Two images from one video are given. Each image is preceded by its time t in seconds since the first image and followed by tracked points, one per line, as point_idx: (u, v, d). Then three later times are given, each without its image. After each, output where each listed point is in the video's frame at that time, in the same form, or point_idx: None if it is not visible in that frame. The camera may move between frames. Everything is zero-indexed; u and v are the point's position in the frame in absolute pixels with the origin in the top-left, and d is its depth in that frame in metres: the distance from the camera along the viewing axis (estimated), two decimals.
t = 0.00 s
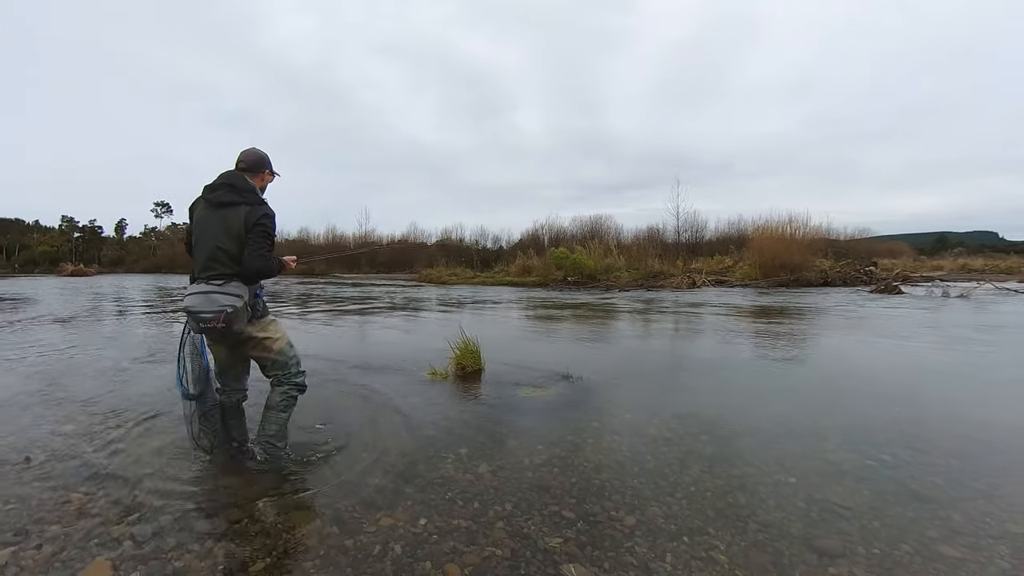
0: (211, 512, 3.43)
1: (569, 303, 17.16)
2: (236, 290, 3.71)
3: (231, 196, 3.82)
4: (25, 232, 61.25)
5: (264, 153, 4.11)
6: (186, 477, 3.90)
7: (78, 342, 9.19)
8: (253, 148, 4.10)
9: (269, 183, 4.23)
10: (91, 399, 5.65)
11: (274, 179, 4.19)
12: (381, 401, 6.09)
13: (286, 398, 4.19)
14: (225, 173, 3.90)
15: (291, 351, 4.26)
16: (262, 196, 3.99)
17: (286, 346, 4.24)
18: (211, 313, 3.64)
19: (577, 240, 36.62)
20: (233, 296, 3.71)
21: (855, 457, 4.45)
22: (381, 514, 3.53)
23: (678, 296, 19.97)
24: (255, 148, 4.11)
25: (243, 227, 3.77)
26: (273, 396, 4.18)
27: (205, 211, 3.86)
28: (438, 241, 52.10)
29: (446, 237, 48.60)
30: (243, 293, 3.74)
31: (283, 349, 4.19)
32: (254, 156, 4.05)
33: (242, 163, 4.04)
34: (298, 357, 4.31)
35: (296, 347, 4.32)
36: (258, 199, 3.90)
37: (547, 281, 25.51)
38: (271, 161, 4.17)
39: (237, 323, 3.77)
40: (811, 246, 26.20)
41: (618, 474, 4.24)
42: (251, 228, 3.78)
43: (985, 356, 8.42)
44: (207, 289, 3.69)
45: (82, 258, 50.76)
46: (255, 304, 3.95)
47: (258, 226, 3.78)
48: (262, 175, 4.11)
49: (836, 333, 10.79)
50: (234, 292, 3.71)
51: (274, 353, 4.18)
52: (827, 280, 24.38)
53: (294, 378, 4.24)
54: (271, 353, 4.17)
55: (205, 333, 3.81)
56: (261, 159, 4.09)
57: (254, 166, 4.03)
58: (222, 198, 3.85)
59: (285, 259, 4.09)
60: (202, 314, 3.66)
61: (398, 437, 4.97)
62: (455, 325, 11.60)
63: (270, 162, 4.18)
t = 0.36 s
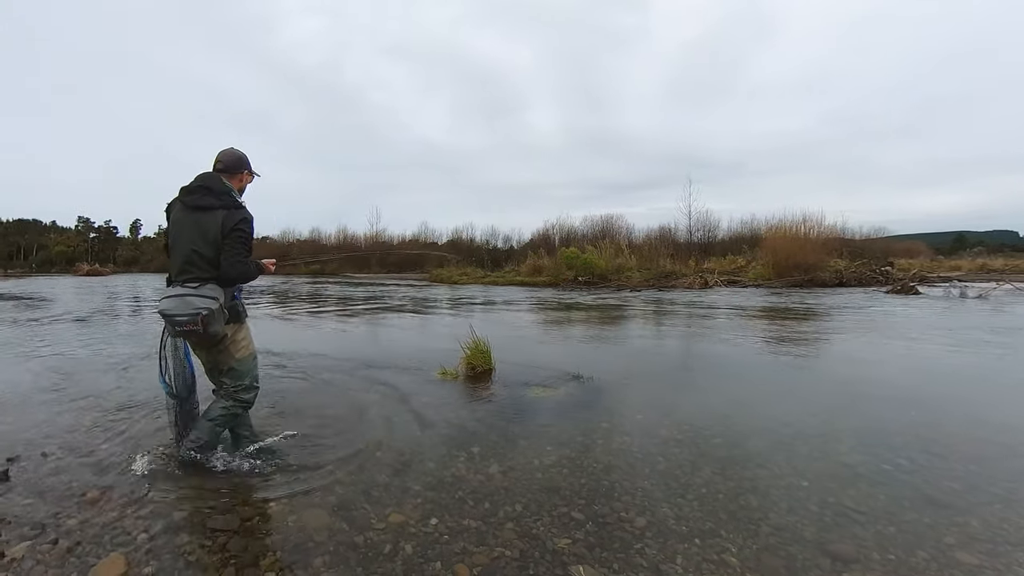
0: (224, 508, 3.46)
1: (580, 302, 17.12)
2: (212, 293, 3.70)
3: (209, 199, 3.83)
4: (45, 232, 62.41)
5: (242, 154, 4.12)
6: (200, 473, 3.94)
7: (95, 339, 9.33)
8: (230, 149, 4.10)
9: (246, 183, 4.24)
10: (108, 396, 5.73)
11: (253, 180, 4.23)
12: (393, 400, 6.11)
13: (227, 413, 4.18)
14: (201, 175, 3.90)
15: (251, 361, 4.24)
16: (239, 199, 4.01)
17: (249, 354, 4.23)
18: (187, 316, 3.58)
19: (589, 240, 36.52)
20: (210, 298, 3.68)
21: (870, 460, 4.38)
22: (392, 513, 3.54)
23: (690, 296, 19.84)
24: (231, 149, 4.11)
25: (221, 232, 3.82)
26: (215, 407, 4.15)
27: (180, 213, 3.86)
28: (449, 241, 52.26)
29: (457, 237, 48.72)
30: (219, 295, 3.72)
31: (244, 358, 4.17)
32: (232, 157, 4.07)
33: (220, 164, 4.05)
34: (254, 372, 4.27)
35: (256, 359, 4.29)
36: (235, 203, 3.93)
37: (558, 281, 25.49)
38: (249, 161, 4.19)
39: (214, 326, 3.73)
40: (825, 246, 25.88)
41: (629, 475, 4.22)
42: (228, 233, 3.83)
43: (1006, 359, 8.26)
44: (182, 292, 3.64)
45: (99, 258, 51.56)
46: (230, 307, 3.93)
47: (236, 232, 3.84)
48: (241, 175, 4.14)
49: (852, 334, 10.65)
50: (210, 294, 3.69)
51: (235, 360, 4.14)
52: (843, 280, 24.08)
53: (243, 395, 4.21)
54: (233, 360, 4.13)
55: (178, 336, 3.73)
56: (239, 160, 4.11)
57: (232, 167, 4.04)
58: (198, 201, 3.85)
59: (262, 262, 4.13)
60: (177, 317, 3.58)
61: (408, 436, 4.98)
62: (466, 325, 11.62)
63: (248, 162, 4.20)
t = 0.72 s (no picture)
0: (236, 504, 3.50)
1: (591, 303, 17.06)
2: (187, 279, 3.75)
3: (189, 187, 3.89)
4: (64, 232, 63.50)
5: (224, 144, 4.18)
6: (213, 470, 3.98)
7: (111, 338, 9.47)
8: (213, 139, 4.16)
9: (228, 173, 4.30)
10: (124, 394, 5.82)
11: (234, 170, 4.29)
12: (403, 399, 6.13)
13: (215, 404, 4.11)
14: (183, 163, 3.96)
15: (230, 349, 4.22)
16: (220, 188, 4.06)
17: (227, 343, 4.21)
18: (161, 302, 3.64)
19: (599, 240, 36.38)
20: (185, 284, 3.73)
21: (885, 464, 4.31)
22: (401, 511, 3.55)
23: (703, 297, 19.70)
24: (215, 139, 4.17)
25: (198, 220, 3.86)
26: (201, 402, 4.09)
27: (161, 199, 3.91)
28: (460, 240, 52.36)
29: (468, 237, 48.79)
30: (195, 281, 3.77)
31: (221, 346, 4.15)
32: (215, 147, 4.14)
33: (202, 153, 4.11)
34: (234, 360, 4.24)
35: (236, 347, 4.27)
36: (215, 191, 3.97)
37: (569, 280, 25.43)
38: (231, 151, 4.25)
39: (188, 312, 3.78)
40: (840, 246, 25.55)
41: (639, 476, 4.19)
42: (206, 220, 3.86)
43: None
44: (158, 277, 3.70)
45: (116, 258, 52.34)
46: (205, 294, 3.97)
47: (214, 219, 3.87)
48: (223, 165, 4.20)
49: (867, 335, 10.48)
50: (185, 280, 3.74)
51: (213, 349, 4.13)
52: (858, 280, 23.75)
53: (226, 383, 4.17)
54: (211, 348, 4.12)
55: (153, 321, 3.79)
56: (222, 150, 4.17)
57: (214, 156, 4.11)
58: (178, 188, 3.90)
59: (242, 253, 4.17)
60: (151, 302, 3.65)
61: (419, 436, 4.99)
62: (476, 325, 11.62)
63: (230, 153, 4.26)
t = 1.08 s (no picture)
0: (247, 502, 3.52)
1: (603, 303, 17.00)
2: (150, 281, 3.87)
3: (156, 195, 4.00)
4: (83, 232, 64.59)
5: (199, 155, 4.26)
6: (225, 467, 4.02)
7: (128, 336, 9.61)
8: (190, 149, 4.27)
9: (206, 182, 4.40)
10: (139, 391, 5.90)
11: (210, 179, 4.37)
12: (413, 399, 6.14)
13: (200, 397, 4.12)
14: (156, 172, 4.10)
15: (206, 343, 4.23)
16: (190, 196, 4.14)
17: (202, 339, 4.22)
18: (125, 299, 3.76)
19: (610, 240, 36.24)
20: (147, 285, 3.85)
21: (900, 468, 4.23)
22: (412, 511, 3.55)
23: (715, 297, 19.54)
24: (192, 149, 4.27)
25: (160, 226, 3.96)
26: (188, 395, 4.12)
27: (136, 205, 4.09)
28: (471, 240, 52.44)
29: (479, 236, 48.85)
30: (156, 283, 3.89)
31: (195, 341, 4.17)
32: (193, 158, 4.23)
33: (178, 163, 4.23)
34: (210, 352, 4.23)
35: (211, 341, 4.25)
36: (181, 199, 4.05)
37: (580, 280, 25.36)
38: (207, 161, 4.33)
39: (150, 311, 3.90)
40: (856, 245, 25.21)
41: (650, 478, 4.16)
42: (167, 227, 3.96)
43: None
44: (125, 277, 3.85)
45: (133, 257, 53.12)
46: (173, 295, 4.11)
47: (174, 226, 3.96)
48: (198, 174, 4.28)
49: (884, 336, 10.32)
50: (148, 282, 3.86)
51: (187, 344, 4.17)
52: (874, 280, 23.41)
53: (203, 374, 4.16)
54: (185, 344, 4.16)
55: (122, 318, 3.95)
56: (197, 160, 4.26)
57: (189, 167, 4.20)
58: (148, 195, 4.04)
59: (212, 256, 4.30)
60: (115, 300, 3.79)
61: (429, 435, 5.00)
62: (487, 325, 11.62)
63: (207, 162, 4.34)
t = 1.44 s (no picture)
0: (252, 500, 3.53)
1: (607, 303, 16.97)
2: (129, 278, 3.88)
3: (127, 194, 4.06)
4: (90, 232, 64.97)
5: (169, 154, 4.30)
6: (230, 466, 4.03)
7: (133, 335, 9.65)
8: (161, 150, 4.32)
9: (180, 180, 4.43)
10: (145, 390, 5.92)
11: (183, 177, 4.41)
12: (416, 399, 6.15)
13: (171, 381, 4.29)
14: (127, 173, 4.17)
15: (191, 341, 4.36)
16: (161, 194, 4.18)
17: (187, 335, 4.35)
18: (106, 298, 3.75)
19: (614, 239, 36.19)
20: (127, 283, 3.86)
21: (906, 470, 4.20)
22: (415, 511, 3.55)
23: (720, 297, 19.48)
24: (162, 149, 4.32)
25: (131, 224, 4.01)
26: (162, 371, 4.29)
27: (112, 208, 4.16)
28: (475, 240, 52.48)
29: (483, 236, 48.86)
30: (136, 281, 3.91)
31: (181, 338, 4.29)
32: (162, 156, 4.27)
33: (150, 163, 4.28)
34: (199, 349, 4.41)
35: (198, 339, 4.42)
36: (151, 196, 4.09)
37: (584, 280, 25.34)
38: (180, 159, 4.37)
39: (131, 309, 3.93)
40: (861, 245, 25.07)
41: (654, 478, 4.15)
42: (137, 224, 4.00)
43: None
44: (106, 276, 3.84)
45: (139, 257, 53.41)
46: (155, 292, 4.12)
47: (144, 223, 4.00)
48: (170, 173, 4.32)
49: (891, 337, 10.26)
50: (128, 280, 3.87)
51: (173, 340, 4.27)
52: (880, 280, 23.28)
53: (188, 366, 4.34)
54: (170, 339, 4.26)
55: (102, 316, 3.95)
56: (168, 159, 4.30)
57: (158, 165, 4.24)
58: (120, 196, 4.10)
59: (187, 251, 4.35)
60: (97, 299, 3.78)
61: (432, 435, 5.00)
62: (491, 325, 11.62)
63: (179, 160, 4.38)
